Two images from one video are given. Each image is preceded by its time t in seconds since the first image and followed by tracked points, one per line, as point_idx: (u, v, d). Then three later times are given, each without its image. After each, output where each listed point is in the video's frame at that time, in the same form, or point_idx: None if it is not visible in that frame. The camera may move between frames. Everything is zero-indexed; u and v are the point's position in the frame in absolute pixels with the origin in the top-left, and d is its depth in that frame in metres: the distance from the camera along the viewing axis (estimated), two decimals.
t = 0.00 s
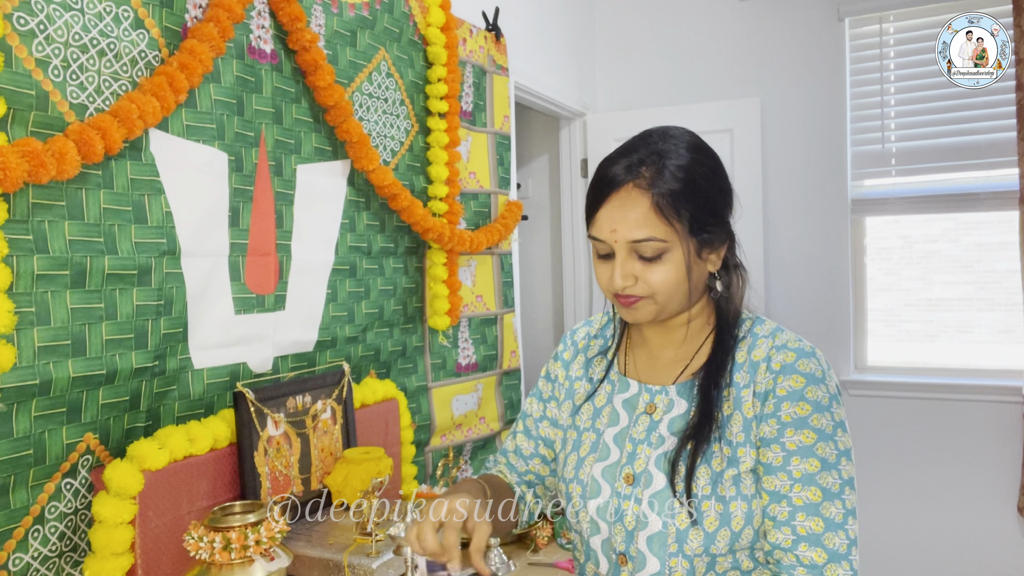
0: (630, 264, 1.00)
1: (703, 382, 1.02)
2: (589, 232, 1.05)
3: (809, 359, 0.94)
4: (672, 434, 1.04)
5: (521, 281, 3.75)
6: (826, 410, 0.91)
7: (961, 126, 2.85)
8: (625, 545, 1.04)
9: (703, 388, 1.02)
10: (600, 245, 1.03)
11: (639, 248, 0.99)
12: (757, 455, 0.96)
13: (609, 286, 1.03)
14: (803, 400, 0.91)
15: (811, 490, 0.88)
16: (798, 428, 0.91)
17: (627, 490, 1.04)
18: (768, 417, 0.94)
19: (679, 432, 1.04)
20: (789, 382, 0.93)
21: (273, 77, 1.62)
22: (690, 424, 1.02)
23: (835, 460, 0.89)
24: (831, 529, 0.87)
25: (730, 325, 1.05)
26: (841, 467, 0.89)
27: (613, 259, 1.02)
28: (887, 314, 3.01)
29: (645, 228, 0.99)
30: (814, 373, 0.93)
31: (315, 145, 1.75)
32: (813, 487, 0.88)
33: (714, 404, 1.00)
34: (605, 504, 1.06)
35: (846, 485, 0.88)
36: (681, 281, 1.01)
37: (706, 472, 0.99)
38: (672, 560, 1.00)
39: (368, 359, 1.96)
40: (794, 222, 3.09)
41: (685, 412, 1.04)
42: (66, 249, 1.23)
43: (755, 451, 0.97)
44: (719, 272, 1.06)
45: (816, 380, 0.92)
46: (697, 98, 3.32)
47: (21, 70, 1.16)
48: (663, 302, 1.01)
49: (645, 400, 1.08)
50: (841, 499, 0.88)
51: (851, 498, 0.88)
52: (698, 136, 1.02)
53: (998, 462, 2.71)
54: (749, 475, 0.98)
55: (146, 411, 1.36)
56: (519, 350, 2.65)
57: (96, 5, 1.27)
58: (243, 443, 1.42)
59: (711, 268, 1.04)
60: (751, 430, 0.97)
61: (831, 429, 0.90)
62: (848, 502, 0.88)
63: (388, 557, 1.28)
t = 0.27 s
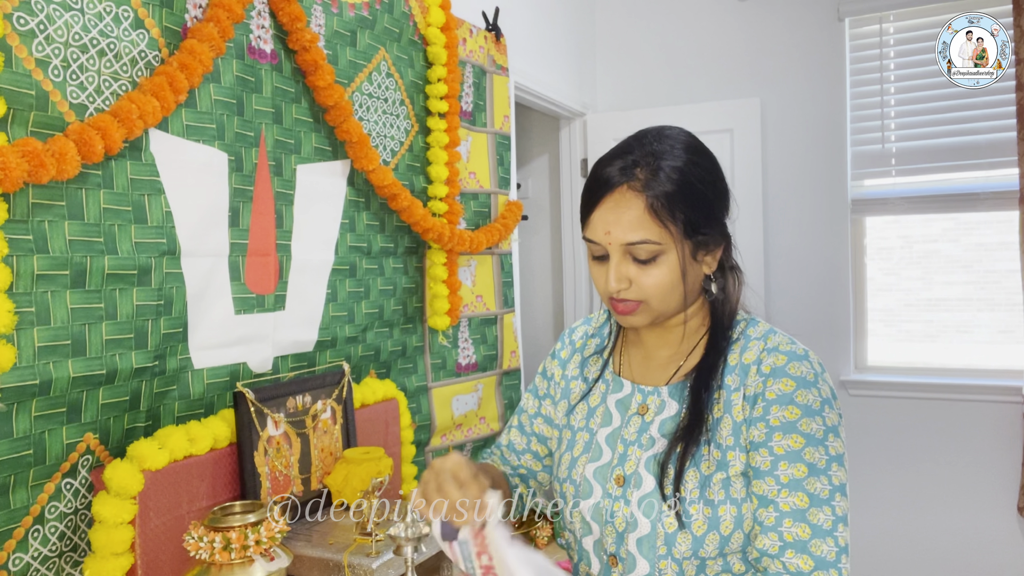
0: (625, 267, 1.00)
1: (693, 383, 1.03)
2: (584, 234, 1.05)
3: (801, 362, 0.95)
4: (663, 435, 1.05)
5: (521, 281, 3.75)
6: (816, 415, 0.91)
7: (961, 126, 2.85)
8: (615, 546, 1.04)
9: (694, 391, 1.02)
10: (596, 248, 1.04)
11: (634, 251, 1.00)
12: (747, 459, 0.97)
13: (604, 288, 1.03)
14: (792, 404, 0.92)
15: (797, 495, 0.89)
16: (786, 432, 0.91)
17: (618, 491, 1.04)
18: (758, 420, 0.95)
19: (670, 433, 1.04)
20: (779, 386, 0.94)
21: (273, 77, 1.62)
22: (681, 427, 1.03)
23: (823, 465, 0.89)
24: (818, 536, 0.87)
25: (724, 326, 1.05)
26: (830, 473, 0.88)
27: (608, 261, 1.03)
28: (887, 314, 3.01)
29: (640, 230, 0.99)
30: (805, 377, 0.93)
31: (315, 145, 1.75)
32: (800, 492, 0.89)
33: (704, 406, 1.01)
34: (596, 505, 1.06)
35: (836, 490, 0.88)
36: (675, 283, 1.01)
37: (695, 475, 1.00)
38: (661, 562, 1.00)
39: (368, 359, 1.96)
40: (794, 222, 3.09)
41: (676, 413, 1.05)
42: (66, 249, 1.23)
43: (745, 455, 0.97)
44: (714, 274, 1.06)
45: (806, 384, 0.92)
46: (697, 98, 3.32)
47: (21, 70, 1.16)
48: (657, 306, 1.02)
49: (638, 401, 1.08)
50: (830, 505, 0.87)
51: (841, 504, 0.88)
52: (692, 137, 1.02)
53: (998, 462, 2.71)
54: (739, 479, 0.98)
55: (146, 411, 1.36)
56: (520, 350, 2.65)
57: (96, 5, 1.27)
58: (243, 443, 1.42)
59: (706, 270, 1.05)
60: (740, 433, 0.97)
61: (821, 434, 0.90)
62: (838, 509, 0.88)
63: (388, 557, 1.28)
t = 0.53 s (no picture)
0: (623, 269, 1.00)
1: (689, 386, 1.03)
2: (583, 235, 1.05)
3: (795, 367, 0.94)
4: (657, 438, 1.05)
5: (521, 281, 3.75)
6: (807, 421, 0.90)
7: (961, 126, 2.85)
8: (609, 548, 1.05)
9: (688, 394, 1.03)
10: (595, 248, 1.04)
11: (632, 253, 1.00)
12: (738, 464, 0.96)
13: (603, 290, 1.03)
14: (782, 409, 0.91)
15: (781, 500, 0.88)
16: (773, 436, 0.90)
17: (611, 493, 1.05)
18: (747, 425, 0.94)
19: (664, 436, 1.05)
20: (770, 390, 0.93)
21: (273, 77, 1.62)
22: (674, 429, 1.03)
23: (810, 471, 0.87)
24: (802, 543, 0.85)
25: (722, 329, 1.05)
26: (817, 479, 0.87)
27: (607, 262, 1.03)
28: (887, 314, 3.02)
29: (639, 233, 0.99)
30: (797, 382, 0.93)
31: (315, 145, 1.75)
32: (784, 497, 0.87)
33: (698, 411, 1.01)
34: (591, 508, 1.07)
35: (824, 498, 0.86)
36: (673, 286, 1.01)
37: (686, 480, 1.00)
38: (656, 563, 1.02)
39: (368, 359, 1.96)
40: (793, 222, 3.09)
41: (670, 416, 1.05)
42: (66, 249, 1.23)
43: (736, 460, 0.96)
44: (713, 277, 1.07)
45: (798, 390, 0.92)
46: (697, 98, 3.32)
47: (21, 70, 1.16)
48: (654, 308, 1.02)
49: (634, 403, 1.09)
50: (816, 513, 0.86)
51: (829, 513, 0.86)
52: (693, 137, 1.02)
53: (997, 462, 2.71)
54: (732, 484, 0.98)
55: (146, 411, 1.36)
56: (520, 350, 2.66)
57: (96, 5, 1.27)
58: (243, 443, 1.42)
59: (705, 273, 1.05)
60: (732, 438, 0.97)
61: (809, 440, 0.88)
62: (827, 517, 0.86)
63: (388, 557, 1.28)
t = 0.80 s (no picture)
0: (625, 268, 1.00)
1: (691, 388, 1.03)
2: (586, 234, 1.05)
3: (796, 368, 0.94)
4: (660, 439, 1.05)
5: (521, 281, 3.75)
6: (807, 421, 0.90)
7: (961, 126, 2.85)
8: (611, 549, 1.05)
9: (690, 395, 1.02)
10: (597, 248, 1.04)
11: (635, 252, 1.00)
12: (740, 465, 0.96)
13: (605, 290, 1.03)
14: (782, 409, 0.92)
15: (775, 499, 0.88)
16: (772, 436, 0.91)
17: (613, 495, 1.05)
18: (747, 425, 0.94)
19: (666, 437, 1.04)
20: (771, 391, 0.93)
21: (273, 77, 1.62)
22: (676, 431, 1.03)
23: (807, 471, 0.87)
24: (795, 542, 0.85)
25: (725, 330, 1.05)
26: (813, 480, 0.87)
27: (609, 261, 1.03)
28: (887, 314, 3.01)
29: (641, 232, 0.99)
30: (799, 382, 0.93)
31: (315, 145, 1.75)
32: (779, 496, 0.88)
33: (699, 412, 1.01)
34: (593, 508, 1.07)
35: (820, 498, 0.86)
36: (676, 286, 1.01)
37: (688, 481, 1.00)
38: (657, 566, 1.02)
39: (368, 359, 1.96)
40: (794, 222, 3.09)
41: (672, 418, 1.05)
42: (66, 249, 1.23)
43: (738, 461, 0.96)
44: (717, 277, 1.06)
45: (799, 391, 0.92)
46: (697, 98, 3.32)
47: (21, 70, 1.16)
48: (656, 308, 1.02)
49: (636, 404, 1.09)
50: (811, 513, 0.86)
51: (825, 513, 0.86)
52: (697, 136, 1.02)
53: (997, 462, 2.71)
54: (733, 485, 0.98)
55: (146, 411, 1.36)
56: (520, 350, 2.66)
57: (96, 5, 1.27)
58: (243, 443, 1.42)
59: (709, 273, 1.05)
60: (733, 438, 0.97)
61: (808, 440, 0.89)
62: (823, 518, 0.86)
63: (388, 556, 1.28)
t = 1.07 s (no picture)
0: (632, 268, 1.00)
1: (697, 387, 1.03)
2: (590, 233, 1.05)
3: (802, 367, 0.94)
4: (666, 439, 1.05)
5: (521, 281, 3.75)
6: (812, 420, 0.90)
7: (961, 126, 2.85)
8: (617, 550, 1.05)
9: (697, 394, 1.03)
10: (603, 247, 1.03)
11: (641, 251, 0.99)
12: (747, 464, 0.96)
13: (611, 290, 1.03)
14: (788, 407, 0.92)
15: (780, 497, 0.88)
16: (778, 434, 0.91)
17: (618, 495, 1.05)
18: (753, 423, 0.94)
19: (672, 437, 1.05)
20: (777, 389, 0.94)
21: (273, 77, 1.62)
22: (683, 430, 1.03)
23: (812, 469, 0.87)
24: (801, 539, 0.86)
25: (730, 330, 1.06)
26: (819, 477, 0.87)
27: (615, 261, 1.02)
28: (887, 314, 3.02)
29: (648, 231, 0.98)
30: (805, 381, 0.93)
31: (315, 145, 1.75)
32: (784, 494, 0.88)
33: (707, 410, 1.01)
34: (598, 509, 1.07)
35: (825, 496, 0.86)
36: (682, 285, 1.01)
37: (695, 481, 1.00)
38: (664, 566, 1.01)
39: (368, 359, 1.96)
40: (794, 222, 3.09)
41: (678, 417, 1.05)
42: (66, 249, 1.23)
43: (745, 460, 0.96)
44: (721, 277, 1.06)
45: (805, 389, 0.92)
46: (697, 98, 3.32)
47: (21, 70, 1.16)
48: (663, 307, 1.02)
49: (640, 404, 1.09)
50: (817, 510, 0.86)
51: (830, 510, 0.86)
52: (702, 136, 1.02)
53: (997, 462, 2.71)
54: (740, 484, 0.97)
55: (146, 411, 1.36)
56: (519, 350, 2.66)
57: (96, 5, 1.26)
58: (243, 443, 1.42)
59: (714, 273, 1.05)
60: (740, 437, 0.97)
61: (814, 438, 0.89)
62: (828, 515, 0.86)
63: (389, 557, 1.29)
